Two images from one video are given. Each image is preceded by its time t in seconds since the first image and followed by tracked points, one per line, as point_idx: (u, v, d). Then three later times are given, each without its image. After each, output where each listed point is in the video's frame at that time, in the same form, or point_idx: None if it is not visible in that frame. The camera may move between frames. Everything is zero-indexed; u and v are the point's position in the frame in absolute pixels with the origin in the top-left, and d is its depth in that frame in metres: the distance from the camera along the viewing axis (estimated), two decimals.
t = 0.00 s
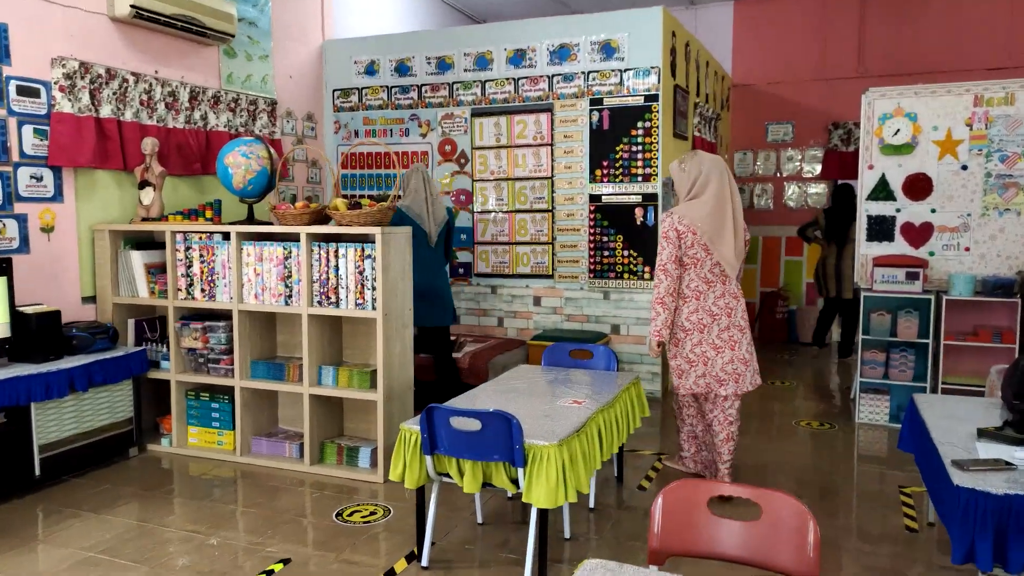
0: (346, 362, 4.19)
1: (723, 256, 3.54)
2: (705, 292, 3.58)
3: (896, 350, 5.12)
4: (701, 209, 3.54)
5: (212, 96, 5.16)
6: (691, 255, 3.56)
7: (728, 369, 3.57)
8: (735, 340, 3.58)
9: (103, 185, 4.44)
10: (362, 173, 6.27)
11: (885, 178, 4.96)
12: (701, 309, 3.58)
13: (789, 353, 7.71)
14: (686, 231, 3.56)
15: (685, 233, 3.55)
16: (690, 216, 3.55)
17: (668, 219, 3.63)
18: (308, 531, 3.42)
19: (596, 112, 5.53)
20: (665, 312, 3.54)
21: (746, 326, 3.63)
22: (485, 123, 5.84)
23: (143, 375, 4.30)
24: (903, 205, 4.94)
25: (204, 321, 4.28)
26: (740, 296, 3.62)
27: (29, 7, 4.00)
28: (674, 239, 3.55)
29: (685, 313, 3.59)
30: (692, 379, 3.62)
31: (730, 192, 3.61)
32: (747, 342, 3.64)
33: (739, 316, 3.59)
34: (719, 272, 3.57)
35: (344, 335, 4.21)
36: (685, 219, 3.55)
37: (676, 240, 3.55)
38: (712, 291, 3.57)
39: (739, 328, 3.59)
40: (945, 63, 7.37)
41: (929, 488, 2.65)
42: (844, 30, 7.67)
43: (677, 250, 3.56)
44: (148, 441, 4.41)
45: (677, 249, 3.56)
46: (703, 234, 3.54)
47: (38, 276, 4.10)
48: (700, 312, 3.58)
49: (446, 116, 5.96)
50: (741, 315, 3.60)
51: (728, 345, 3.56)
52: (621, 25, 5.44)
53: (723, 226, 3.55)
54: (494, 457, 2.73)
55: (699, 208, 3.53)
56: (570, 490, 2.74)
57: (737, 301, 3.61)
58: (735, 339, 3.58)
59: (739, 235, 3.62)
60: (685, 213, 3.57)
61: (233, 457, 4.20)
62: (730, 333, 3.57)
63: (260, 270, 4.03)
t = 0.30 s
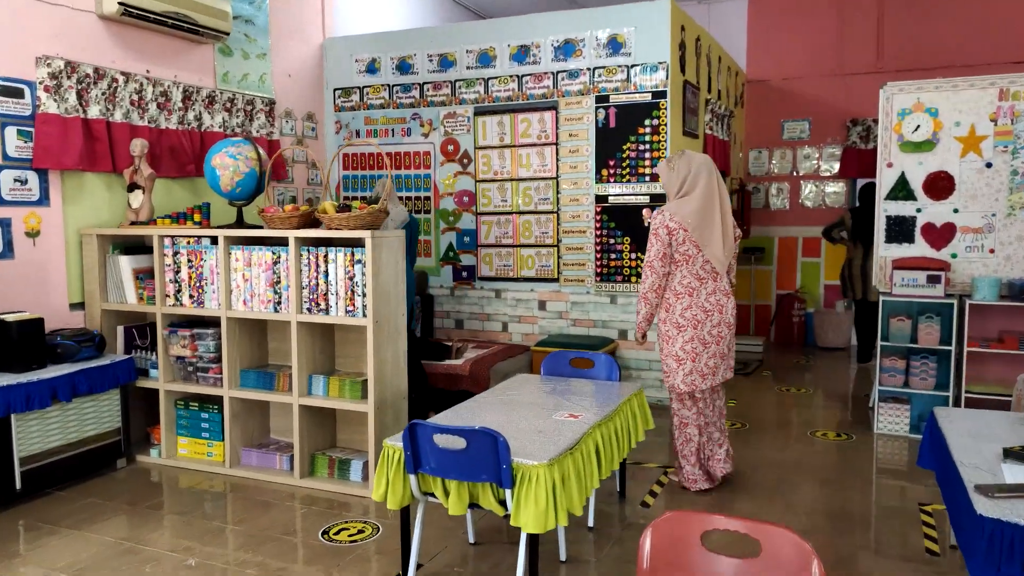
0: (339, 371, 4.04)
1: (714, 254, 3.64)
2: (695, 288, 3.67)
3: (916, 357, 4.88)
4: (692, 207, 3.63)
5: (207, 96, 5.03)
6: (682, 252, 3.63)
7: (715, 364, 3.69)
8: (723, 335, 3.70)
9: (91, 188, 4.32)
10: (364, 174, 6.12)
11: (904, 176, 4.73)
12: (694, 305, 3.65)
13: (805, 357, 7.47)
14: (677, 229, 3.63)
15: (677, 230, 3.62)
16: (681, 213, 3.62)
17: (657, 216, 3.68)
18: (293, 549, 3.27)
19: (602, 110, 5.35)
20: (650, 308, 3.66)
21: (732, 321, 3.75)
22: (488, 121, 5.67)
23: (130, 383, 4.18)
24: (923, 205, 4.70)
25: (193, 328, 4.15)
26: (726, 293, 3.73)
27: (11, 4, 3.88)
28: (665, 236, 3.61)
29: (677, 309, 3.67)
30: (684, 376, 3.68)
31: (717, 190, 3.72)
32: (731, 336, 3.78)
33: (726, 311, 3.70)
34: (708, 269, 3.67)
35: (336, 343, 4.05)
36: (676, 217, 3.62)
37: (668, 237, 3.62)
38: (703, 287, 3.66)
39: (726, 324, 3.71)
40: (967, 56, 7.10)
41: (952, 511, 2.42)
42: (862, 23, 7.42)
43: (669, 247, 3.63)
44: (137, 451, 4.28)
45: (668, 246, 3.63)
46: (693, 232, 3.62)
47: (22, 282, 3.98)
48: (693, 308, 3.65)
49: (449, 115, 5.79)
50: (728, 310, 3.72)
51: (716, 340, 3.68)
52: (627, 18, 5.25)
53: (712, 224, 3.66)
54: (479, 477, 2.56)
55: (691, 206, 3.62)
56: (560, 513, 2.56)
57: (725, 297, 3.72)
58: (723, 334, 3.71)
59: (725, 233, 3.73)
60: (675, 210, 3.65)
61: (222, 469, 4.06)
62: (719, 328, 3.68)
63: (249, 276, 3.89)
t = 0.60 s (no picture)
0: (338, 377, 3.88)
1: (720, 255, 3.60)
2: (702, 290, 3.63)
3: (952, 363, 4.60)
4: (698, 209, 3.60)
5: (211, 95, 4.93)
6: (689, 254, 3.60)
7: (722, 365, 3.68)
8: (729, 337, 3.68)
9: (90, 189, 4.23)
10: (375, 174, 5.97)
11: (938, 172, 4.45)
12: (702, 307, 3.62)
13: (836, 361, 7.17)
14: (684, 230, 3.61)
15: (683, 232, 3.60)
16: (687, 215, 3.61)
17: (663, 218, 3.67)
18: (283, 565, 3.11)
19: (618, 105, 5.15)
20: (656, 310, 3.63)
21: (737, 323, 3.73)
22: (500, 119, 5.50)
23: (127, 389, 4.07)
24: (959, 202, 4.42)
25: (190, 333, 4.02)
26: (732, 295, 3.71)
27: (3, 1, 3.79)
28: (672, 237, 3.59)
29: (684, 311, 3.63)
30: (693, 379, 3.64)
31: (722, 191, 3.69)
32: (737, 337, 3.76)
33: (732, 313, 3.68)
34: (715, 271, 3.63)
35: (335, 349, 3.90)
36: (681, 219, 3.60)
37: (674, 238, 3.60)
38: (711, 289, 3.62)
39: (732, 326, 3.69)
40: (1005, 46, 6.77)
41: (989, 532, 2.19)
42: (893, 13, 7.12)
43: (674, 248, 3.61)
44: (135, 459, 4.17)
45: (674, 247, 3.61)
46: (700, 234, 3.59)
47: (17, 286, 3.88)
48: (702, 310, 3.62)
49: (460, 113, 5.63)
50: (734, 312, 3.69)
51: (722, 342, 3.66)
52: (643, 10, 5.04)
53: (718, 226, 3.62)
54: (469, 495, 2.38)
55: (696, 208, 3.59)
56: (556, 534, 2.37)
57: (731, 299, 3.69)
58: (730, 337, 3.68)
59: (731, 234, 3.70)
60: (682, 212, 3.63)
61: (219, 478, 3.93)
62: (725, 330, 3.66)
63: (245, 278, 3.75)
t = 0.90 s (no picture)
0: (341, 388, 3.70)
1: (736, 248, 3.75)
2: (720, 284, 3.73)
3: (999, 373, 4.28)
4: (713, 203, 3.73)
5: (217, 94, 4.79)
6: (708, 248, 3.70)
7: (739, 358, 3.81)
8: (747, 330, 3.80)
9: (89, 192, 4.10)
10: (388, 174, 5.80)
11: (983, 167, 4.14)
12: (721, 301, 3.70)
13: (873, 367, 6.84)
14: (701, 225, 3.71)
15: (702, 227, 3.70)
16: (704, 209, 3.72)
17: (679, 214, 3.76)
18: None
19: (639, 100, 4.91)
20: (680, 306, 3.69)
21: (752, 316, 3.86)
22: (516, 115, 5.28)
23: (126, 399, 3.93)
24: (1007, 199, 4.11)
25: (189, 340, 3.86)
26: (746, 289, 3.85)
27: None
28: (692, 232, 3.68)
29: (705, 306, 3.71)
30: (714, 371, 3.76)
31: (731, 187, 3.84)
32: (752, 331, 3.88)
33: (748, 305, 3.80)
34: (731, 263, 3.76)
35: (338, 358, 3.71)
36: (700, 214, 3.71)
37: (693, 233, 3.70)
38: (729, 282, 3.73)
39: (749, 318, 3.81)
40: None
41: None
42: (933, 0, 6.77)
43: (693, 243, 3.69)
44: (135, 471, 4.03)
45: (694, 242, 3.70)
46: (716, 228, 3.73)
47: (12, 293, 3.75)
48: (722, 303, 3.70)
49: (475, 109, 5.43)
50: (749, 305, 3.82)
51: (742, 335, 3.78)
52: None
53: (732, 219, 3.77)
54: (464, 525, 2.17)
55: (713, 202, 3.71)
56: (560, 569, 2.14)
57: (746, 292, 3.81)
58: (747, 328, 3.81)
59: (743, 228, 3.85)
60: (697, 207, 3.74)
61: (218, 492, 3.76)
62: (743, 323, 3.77)
63: (243, 284, 3.59)
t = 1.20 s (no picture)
0: (342, 395, 3.58)
1: (734, 249, 3.65)
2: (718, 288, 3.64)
3: None
4: (711, 205, 3.63)
5: (226, 95, 4.72)
6: (706, 252, 3.61)
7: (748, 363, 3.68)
8: (749, 333, 3.69)
9: (94, 195, 4.04)
10: (403, 174, 5.69)
11: None
12: (720, 305, 3.63)
13: (912, 372, 6.52)
14: (700, 229, 3.61)
15: (700, 231, 3.60)
16: (703, 213, 3.61)
17: (677, 218, 3.64)
18: None
19: (658, 95, 4.71)
20: (681, 311, 3.59)
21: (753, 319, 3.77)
22: (532, 113, 5.13)
23: (128, 405, 3.86)
24: None
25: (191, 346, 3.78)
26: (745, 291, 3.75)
27: None
28: (691, 237, 3.58)
29: (704, 311, 3.63)
30: (718, 377, 3.66)
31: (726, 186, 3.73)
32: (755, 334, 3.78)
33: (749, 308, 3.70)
34: (728, 266, 3.67)
35: (339, 364, 3.59)
36: (698, 217, 3.61)
37: (690, 238, 3.59)
38: (727, 285, 3.64)
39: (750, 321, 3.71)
40: None
41: None
42: None
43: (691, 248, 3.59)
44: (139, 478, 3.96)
45: (692, 247, 3.59)
46: (715, 230, 3.63)
47: (14, 298, 3.71)
48: (720, 308, 3.62)
49: (490, 107, 5.29)
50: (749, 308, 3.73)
51: (745, 338, 3.68)
52: None
53: (729, 220, 3.68)
54: (445, 547, 2.02)
55: (710, 204, 3.61)
56: None
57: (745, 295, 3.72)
58: (749, 331, 3.71)
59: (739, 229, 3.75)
60: (694, 210, 3.63)
61: (219, 501, 3.67)
62: (745, 327, 3.67)
63: (241, 288, 3.49)
